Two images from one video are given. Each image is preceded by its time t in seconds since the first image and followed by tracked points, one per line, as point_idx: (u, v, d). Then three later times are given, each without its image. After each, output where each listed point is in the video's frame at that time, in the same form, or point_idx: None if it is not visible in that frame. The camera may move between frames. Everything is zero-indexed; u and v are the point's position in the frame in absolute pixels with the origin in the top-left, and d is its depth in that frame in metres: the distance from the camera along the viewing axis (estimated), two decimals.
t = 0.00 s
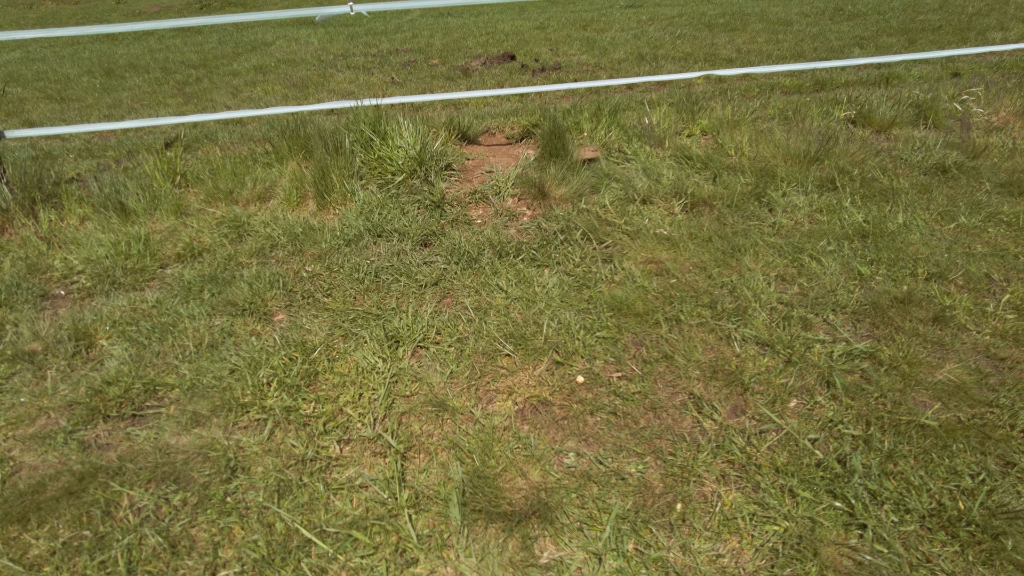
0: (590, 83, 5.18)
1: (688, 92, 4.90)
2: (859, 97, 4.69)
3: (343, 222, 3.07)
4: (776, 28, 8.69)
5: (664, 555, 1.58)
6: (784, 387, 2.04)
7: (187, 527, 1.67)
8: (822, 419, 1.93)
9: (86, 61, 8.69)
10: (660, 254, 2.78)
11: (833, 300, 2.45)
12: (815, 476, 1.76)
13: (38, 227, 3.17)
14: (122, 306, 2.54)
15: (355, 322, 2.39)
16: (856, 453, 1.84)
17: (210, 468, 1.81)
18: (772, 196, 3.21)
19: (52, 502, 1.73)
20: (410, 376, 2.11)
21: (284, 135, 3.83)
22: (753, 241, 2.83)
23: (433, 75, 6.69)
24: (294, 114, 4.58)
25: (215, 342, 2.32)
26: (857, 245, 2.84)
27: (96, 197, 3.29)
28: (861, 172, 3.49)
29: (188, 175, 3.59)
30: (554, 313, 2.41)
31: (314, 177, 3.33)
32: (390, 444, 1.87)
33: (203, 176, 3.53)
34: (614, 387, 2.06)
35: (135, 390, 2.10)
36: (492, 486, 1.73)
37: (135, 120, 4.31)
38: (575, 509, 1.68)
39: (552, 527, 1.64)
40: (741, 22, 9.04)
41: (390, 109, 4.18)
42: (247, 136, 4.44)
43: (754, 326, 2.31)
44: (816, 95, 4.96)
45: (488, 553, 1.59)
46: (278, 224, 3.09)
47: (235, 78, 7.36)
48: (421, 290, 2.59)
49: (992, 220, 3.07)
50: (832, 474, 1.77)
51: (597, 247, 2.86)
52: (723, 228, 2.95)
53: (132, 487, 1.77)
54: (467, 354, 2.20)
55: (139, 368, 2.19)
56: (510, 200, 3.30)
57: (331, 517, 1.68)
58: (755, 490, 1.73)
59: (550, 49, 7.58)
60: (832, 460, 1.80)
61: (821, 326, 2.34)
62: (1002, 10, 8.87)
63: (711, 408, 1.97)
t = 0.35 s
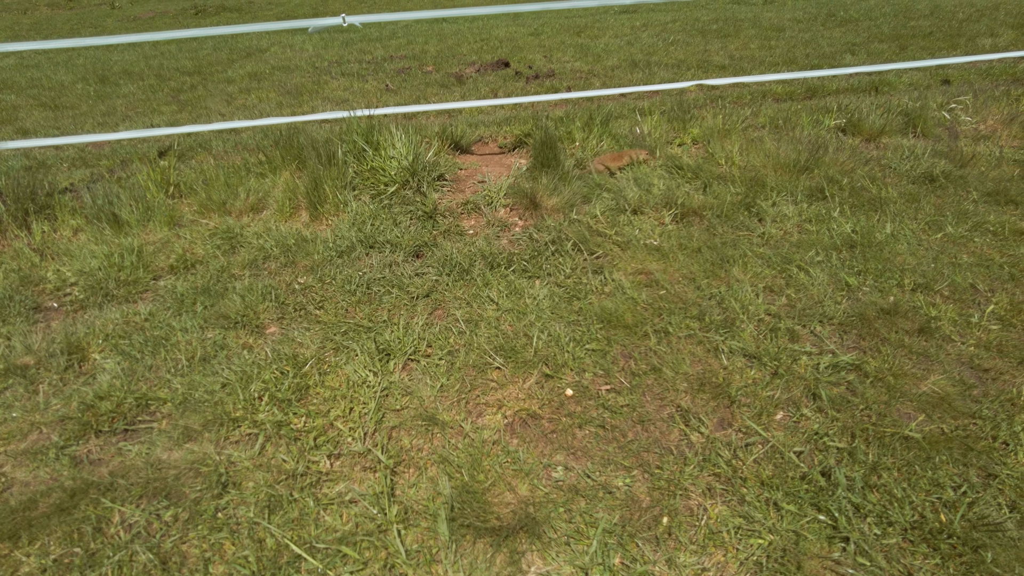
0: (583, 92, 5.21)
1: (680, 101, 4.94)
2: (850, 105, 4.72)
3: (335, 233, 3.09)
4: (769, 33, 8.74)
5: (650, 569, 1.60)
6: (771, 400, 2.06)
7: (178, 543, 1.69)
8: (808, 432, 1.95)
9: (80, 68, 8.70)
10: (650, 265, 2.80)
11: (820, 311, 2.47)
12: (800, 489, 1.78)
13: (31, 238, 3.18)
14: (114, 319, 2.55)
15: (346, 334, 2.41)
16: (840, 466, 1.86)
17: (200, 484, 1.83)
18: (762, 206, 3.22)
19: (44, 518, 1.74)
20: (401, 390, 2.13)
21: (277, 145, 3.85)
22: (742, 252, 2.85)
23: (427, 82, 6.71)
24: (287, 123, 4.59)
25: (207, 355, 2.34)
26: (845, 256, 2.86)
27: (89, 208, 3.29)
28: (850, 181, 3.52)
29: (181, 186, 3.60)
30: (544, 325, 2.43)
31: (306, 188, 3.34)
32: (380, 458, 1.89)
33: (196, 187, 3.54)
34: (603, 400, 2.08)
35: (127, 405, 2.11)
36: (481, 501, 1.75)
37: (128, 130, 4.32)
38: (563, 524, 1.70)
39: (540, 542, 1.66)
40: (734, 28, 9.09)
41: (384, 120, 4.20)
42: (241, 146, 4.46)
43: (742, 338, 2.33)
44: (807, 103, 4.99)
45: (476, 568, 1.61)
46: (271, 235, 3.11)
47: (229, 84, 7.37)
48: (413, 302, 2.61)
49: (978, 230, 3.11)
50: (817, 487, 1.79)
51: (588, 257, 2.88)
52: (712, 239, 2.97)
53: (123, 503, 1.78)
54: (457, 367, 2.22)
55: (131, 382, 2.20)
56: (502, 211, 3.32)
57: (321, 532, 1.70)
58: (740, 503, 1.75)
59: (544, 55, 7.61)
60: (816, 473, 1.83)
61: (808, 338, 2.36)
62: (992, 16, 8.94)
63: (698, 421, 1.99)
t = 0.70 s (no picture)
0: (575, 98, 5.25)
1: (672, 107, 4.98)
2: (839, 111, 4.77)
3: (330, 240, 3.11)
4: (760, 39, 8.81)
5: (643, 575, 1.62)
6: (761, 406, 2.09)
7: (175, 552, 1.70)
8: (798, 437, 1.98)
9: (73, 74, 8.69)
10: (642, 271, 2.83)
11: (810, 317, 2.50)
12: (790, 494, 1.81)
13: (25, 247, 3.18)
14: (109, 327, 2.56)
15: (341, 342, 2.43)
16: (830, 470, 1.89)
17: (197, 493, 1.84)
18: (753, 212, 3.24)
19: (41, 529, 1.75)
20: (396, 399, 2.15)
21: (272, 153, 3.87)
22: (733, 258, 2.88)
23: (420, 88, 6.74)
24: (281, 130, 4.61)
25: (203, 364, 2.35)
26: (835, 261, 2.89)
27: (83, 217, 3.30)
28: (840, 187, 3.55)
29: (176, 194, 3.61)
30: (537, 332, 2.45)
31: (301, 196, 3.36)
32: (375, 467, 1.90)
33: (191, 195, 3.56)
34: (596, 407, 2.10)
35: (123, 414, 2.12)
36: (475, 508, 1.77)
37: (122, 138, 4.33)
38: (556, 530, 1.72)
39: (534, 548, 1.68)
40: (726, 34, 9.16)
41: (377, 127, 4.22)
42: (235, 154, 4.47)
43: (733, 344, 2.35)
44: (797, 108, 5.04)
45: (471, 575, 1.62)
46: (265, 243, 3.12)
47: (223, 91, 7.38)
48: (407, 309, 2.63)
49: (966, 235, 3.15)
50: (806, 491, 1.82)
51: (581, 264, 2.91)
52: (704, 245, 3.00)
53: (120, 513, 1.79)
54: (452, 375, 2.24)
55: (126, 391, 2.21)
56: (496, 218, 3.35)
57: (317, 540, 1.71)
58: (732, 508, 1.78)
59: (537, 61, 7.65)
60: (806, 478, 1.85)
61: (799, 344, 2.38)
62: (980, 22, 9.04)
63: (690, 427, 2.02)
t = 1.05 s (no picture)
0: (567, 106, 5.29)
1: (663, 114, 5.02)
2: (828, 117, 4.82)
3: (324, 248, 3.12)
4: (750, 44, 8.89)
5: None
6: (752, 412, 2.12)
7: (172, 562, 1.71)
8: (789, 443, 2.01)
9: (63, 81, 8.67)
10: (635, 278, 2.86)
11: (800, 323, 2.52)
12: (781, 499, 1.83)
13: (18, 256, 3.18)
14: (104, 337, 2.56)
15: (336, 351, 2.44)
16: (819, 475, 1.92)
17: (194, 502, 1.85)
18: (743, 218, 3.27)
19: (37, 540, 1.75)
20: (391, 407, 2.16)
21: (265, 161, 3.89)
22: (724, 265, 2.91)
23: (413, 95, 6.76)
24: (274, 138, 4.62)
25: (198, 373, 2.36)
26: (824, 267, 2.92)
27: (76, 225, 3.29)
28: (830, 193, 3.58)
29: (170, 202, 3.62)
30: (531, 339, 2.47)
31: (295, 204, 3.37)
32: (371, 475, 1.92)
33: (184, 203, 3.56)
34: (589, 414, 2.13)
35: (119, 424, 2.12)
36: (471, 516, 1.78)
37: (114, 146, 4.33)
38: (552, 537, 1.74)
39: (529, 555, 1.70)
40: (716, 39, 9.24)
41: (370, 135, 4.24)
42: (229, 161, 4.48)
43: (724, 350, 2.38)
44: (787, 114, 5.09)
45: None
46: (260, 251, 3.14)
47: (215, 97, 7.38)
48: (402, 317, 2.64)
49: (953, 241, 3.18)
50: (797, 496, 1.85)
51: (574, 271, 2.94)
52: (695, 252, 3.03)
53: (116, 523, 1.80)
54: (446, 383, 2.26)
55: (122, 401, 2.22)
56: (490, 225, 3.37)
57: (314, 549, 1.73)
58: (724, 514, 1.80)
59: (529, 67, 7.69)
60: (796, 483, 1.88)
61: (789, 350, 2.41)
62: (966, 28, 9.15)
63: (682, 433, 2.05)
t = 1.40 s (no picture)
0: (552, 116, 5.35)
1: (646, 123, 5.08)
2: (809, 125, 4.89)
3: (307, 260, 3.15)
4: (735, 53, 8.99)
5: None
6: (723, 419, 2.16)
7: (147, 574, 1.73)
8: (758, 450, 2.05)
9: (51, 91, 8.69)
10: (613, 288, 2.90)
11: (773, 331, 2.57)
12: (749, 506, 1.87)
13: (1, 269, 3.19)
14: (85, 349, 2.58)
15: (316, 362, 2.47)
16: (787, 481, 1.96)
17: (171, 514, 1.87)
18: (721, 227, 3.31)
19: (13, 554, 1.77)
20: (368, 418, 2.20)
21: (250, 173, 3.93)
22: (701, 274, 2.95)
23: (401, 104, 6.81)
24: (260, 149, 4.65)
25: (178, 385, 2.38)
26: (800, 275, 2.95)
27: (60, 237, 3.31)
28: (807, 202, 3.58)
29: (154, 214, 3.64)
30: (509, 349, 2.50)
31: (278, 215, 3.40)
32: (347, 486, 1.95)
33: (169, 215, 3.59)
34: (564, 423, 2.16)
35: (98, 437, 2.14)
36: (444, 525, 1.82)
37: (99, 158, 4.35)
38: (523, 545, 1.77)
39: (500, 563, 1.73)
40: (702, 48, 9.34)
41: (355, 146, 4.28)
42: (215, 172, 4.50)
43: (698, 359, 2.42)
44: (769, 123, 5.16)
45: None
46: (243, 263, 3.16)
47: (203, 107, 7.42)
48: (382, 328, 2.67)
49: (925, 249, 3.20)
50: (764, 503, 1.88)
51: (554, 281, 2.98)
52: (673, 261, 3.08)
53: (93, 536, 1.82)
54: (424, 394, 2.29)
55: (101, 414, 2.24)
56: (472, 235, 3.40)
57: (289, 559, 1.75)
58: (692, 520, 1.84)
59: (516, 77, 7.76)
60: (764, 489, 1.92)
61: (762, 357, 2.45)
62: (947, 36, 9.28)
63: (654, 441, 2.08)
